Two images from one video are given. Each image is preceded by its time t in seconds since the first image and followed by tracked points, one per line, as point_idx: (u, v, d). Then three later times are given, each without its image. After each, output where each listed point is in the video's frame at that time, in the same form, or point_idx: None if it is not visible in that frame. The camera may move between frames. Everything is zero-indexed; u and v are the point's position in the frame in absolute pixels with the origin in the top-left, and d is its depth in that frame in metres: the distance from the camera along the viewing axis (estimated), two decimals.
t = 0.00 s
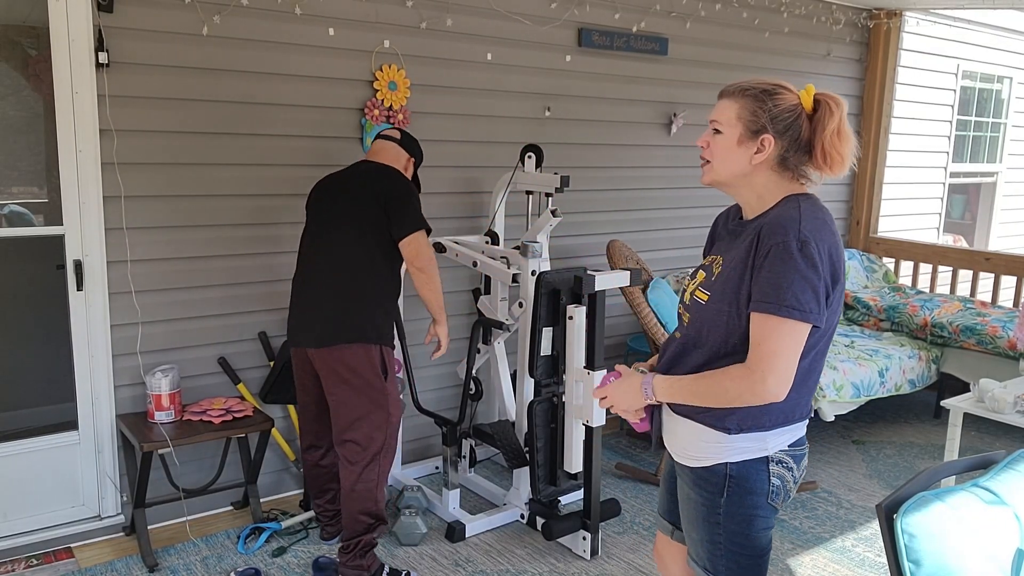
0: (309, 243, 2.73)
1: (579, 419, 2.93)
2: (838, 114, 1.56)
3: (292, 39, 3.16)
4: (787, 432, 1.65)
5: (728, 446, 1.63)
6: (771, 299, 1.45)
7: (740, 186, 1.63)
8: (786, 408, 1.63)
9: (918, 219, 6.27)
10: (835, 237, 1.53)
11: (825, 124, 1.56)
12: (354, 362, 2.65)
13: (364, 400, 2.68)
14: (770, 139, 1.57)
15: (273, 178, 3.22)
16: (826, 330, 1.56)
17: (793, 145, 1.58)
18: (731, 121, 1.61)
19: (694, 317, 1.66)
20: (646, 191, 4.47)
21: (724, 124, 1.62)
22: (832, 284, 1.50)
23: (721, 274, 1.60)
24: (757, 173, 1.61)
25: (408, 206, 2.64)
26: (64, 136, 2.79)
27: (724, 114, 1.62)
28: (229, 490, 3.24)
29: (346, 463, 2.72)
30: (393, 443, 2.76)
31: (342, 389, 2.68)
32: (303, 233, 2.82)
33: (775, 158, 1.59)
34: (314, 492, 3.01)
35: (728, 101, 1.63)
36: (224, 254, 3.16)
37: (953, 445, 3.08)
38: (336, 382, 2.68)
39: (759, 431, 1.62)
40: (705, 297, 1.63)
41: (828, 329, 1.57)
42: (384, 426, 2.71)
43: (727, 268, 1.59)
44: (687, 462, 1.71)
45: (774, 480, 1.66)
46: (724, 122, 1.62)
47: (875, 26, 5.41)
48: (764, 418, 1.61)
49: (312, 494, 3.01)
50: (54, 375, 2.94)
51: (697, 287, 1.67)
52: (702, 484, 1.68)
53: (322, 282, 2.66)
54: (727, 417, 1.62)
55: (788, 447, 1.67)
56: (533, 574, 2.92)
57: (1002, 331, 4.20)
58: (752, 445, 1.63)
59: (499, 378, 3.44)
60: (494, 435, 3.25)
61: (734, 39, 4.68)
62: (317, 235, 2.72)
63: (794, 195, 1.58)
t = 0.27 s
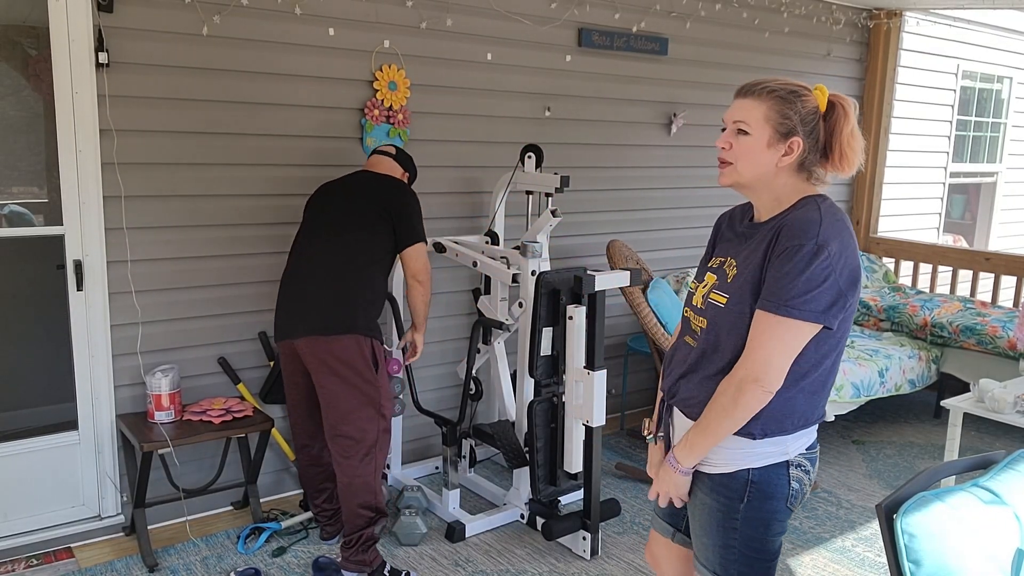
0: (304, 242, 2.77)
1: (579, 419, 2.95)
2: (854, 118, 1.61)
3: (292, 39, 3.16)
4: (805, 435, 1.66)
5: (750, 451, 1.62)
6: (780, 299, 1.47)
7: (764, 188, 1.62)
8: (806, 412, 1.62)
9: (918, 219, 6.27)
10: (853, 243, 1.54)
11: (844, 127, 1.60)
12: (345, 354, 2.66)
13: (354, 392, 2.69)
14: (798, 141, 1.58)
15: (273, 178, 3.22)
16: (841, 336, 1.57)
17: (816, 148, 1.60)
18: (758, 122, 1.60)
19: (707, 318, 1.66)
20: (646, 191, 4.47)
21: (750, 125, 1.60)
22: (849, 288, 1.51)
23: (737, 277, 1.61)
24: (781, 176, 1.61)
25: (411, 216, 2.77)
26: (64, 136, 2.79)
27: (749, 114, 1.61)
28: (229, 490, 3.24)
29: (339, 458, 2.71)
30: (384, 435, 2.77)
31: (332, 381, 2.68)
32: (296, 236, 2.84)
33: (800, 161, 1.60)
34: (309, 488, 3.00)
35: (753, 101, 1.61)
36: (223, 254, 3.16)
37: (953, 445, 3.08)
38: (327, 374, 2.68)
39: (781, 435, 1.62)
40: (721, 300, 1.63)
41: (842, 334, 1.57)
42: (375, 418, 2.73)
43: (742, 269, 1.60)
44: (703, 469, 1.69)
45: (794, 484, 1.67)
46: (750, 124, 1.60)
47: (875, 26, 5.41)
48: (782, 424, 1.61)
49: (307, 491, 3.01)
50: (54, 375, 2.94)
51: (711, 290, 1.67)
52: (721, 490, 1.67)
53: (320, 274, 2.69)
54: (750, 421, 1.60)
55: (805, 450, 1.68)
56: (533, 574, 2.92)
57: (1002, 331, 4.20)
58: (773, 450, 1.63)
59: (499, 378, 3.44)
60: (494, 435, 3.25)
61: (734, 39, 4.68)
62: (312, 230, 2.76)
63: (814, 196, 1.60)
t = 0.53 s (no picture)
0: (303, 239, 2.79)
1: (580, 419, 2.95)
2: (858, 113, 1.60)
3: (291, 39, 3.16)
4: (807, 438, 1.65)
5: (748, 452, 1.62)
6: (774, 298, 1.48)
7: (771, 190, 1.63)
8: (808, 415, 1.62)
9: (918, 219, 6.27)
10: (855, 246, 1.53)
11: (848, 123, 1.59)
12: (340, 353, 2.66)
13: (349, 390, 2.69)
14: (802, 141, 1.58)
15: (273, 178, 3.22)
16: (843, 340, 1.56)
17: (820, 146, 1.60)
18: (760, 124, 1.60)
19: (709, 318, 1.67)
20: (646, 191, 4.47)
21: (752, 128, 1.61)
22: (848, 291, 1.50)
23: (738, 277, 1.61)
24: (787, 176, 1.61)
25: (411, 231, 2.85)
26: (64, 136, 2.79)
27: (751, 117, 1.61)
28: (229, 490, 3.24)
29: (334, 457, 2.71)
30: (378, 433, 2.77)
31: (327, 380, 2.68)
32: (295, 238, 2.86)
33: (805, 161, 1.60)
34: (306, 488, 3.00)
35: (753, 104, 1.62)
36: (223, 254, 3.16)
37: (953, 445, 3.08)
38: (321, 373, 2.67)
39: (780, 437, 1.62)
40: (723, 301, 1.63)
41: (844, 339, 1.56)
42: (369, 417, 2.73)
43: (743, 270, 1.60)
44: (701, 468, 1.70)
45: (794, 487, 1.66)
46: (751, 126, 1.61)
47: (875, 26, 5.40)
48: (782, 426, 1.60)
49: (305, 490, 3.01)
50: (54, 375, 2.94)
51: (714, 290, 1.67)
52: (718, 490, 1.68)
53: (319, 272, 2.70)
54: (749, 422, 1.61)
55: (808, 453, 1.67)
56: (533, 574, 2.92)
57: (1002, 331, 4.20)
58: (772, 452, 1.63)
59: (499, 378, 3.43)
60: (494, 435, 3.25)
61: (734, 39, 4.68)
62: (313, 230, 2.79)
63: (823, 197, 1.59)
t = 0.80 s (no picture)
0: (302, 241, 2.80)
1: (580, 419, 2.95)
2: (864, 106, 1.58)
3: (291, 39, 3.16)
4: (801, 441, 1.64)
5: (735, 450, 1.64)
6: (750, 294, 1.52)
7: (774, 189, 1.63)
8: (799, 417, 1.61)
9: (919, 219, 6.26)
10: (846, 251, 1.53)
11: (853, 117, 1.57)
12: (339, 353, 2.65)
13: (346, 390, 2.69)
14: (799, 137, 1.58)
15: (273, 178, 3.22)
16: (829, 345, 1.56)
17: (823, 142, 1.59)
18: (757, 124, 1.62)
19: (709, 314, 1.72)
20: (646, 191, 4.47)
21: (750, 128, 1.63)
22: (831, 294, 1.51)
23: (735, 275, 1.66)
24: (790, 174, 1.61)
25: (411, 241, 2.88)
26: (64, 136, 2.79)
27: (749, 117, 1.63)
28: (229, 490, 3.24)
29: (333, 457, 2.70)
30: (376, 433, 2.77)
31: (325, 380, 2.67)
32: (296, 236, 2.87)
33: (807, 158, 1.60)
34: (303, 487, 3.00)
35: (751, 105, 1.64)
36: (223, 254, 3.16)
37: (953, 445, 3.08)
38: (320, 373, 2.67)
39: (768, 437, 1.62)
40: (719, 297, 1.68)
41: (830, 344, 1.56)
42: (367, 417, 2.73)
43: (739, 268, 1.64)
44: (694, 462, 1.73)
45: (783, 488, 1.66)
46: (749, 127, 1.63)
47: (875, 26, 5.40)
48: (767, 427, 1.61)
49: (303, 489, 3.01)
50: (54, 375, 2.94)
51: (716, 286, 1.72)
52: (709, 486, 1.70)
53: (319, 271, 2.70)
54: (735, 419, 1.63)
55: (801, 456, 1.66)
56: (533, 574, 2.92)
57: (1002, 331, 4.20)
58: (761, 451, 1.63)
59: (499, 378, 3.43)
60: (494, 434, 3.24)
61: (734, 39, 4.68)
62: (314, 230, 2.80)
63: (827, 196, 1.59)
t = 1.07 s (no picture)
0: (302, 241, 2.80)
1: (580, 419, 2.95)
2: (857, 98, 1.56)
3: (291, 39, 3.16)
4: (800, 440, 1.64)
5: (732, 445, 1.65)
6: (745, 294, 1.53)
7: (771, 190, 1.67)
8: (796, 416, 1.62)
9: (919, 219, 6.26)
10: (842, 249, 1.52)
11: (845, 110, 1.56)
12: (340, 354, 2.66)
13: (346, 391, 2.69)
14: (788, 138, 1.61)
15: (273, 178, 3.22)
16: (827, 342, 1.56)
17: (815, 139, 1.60)
18: (750, 128, 1.66)
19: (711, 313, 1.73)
20: (646, 191, 4.46)
21: (744, 133, 1.67)
22: (826, 292, 1.51)
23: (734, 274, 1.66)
24: (783, 175, 1.64)
25: (410, 247, 2.91)
26: (64, 136, 2.79)
27: (744, 122, 1.68)
28: (229, 490, 3.24)
29: (332, 457, 2.70)
30: (376, 434, 2.77)
31: (326, 380, 2.67)
32: (296, 235, 2.87)
33: (799, 157, 1.62)
34: (303, 486, 3.01)
35: (745, 110, 1.68)
36: (223, 254, 3.16)
37: (953, 445, 3.08)
38: (321, 373, 2.67)
39: (764, 434, 1.63)
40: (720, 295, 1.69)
41: (827, 342, 1.56)
42: (368, 418, 2.73)
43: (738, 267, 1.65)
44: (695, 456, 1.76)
45: (778, 486, 1.66)
46: (744, 131, 1.67)
47: (875, 26, 5.40)
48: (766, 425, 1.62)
49: (303, 489, 3.01)
50: (54, 375, 2.94)
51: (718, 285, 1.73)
52: (707, 481, 1.73)
53: (319, 272, 2.70)
54: (733, 416, 1.65)
55: (799, 455, 1.65)
56: (533, 574, 2.92)
57: (1002, 331, 4.20)
58: (756, 448, 1.64)
59: (499, 378, 3.43)
60: (494, 435, 3.24)
61: (734, 39, 4.68)
62: (315, 231, 2.80)
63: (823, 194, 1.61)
